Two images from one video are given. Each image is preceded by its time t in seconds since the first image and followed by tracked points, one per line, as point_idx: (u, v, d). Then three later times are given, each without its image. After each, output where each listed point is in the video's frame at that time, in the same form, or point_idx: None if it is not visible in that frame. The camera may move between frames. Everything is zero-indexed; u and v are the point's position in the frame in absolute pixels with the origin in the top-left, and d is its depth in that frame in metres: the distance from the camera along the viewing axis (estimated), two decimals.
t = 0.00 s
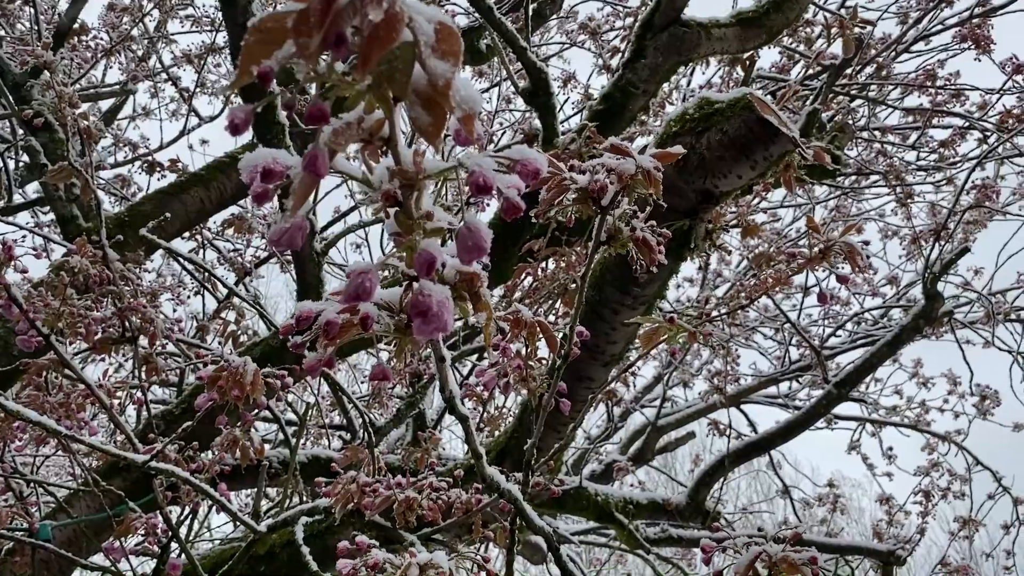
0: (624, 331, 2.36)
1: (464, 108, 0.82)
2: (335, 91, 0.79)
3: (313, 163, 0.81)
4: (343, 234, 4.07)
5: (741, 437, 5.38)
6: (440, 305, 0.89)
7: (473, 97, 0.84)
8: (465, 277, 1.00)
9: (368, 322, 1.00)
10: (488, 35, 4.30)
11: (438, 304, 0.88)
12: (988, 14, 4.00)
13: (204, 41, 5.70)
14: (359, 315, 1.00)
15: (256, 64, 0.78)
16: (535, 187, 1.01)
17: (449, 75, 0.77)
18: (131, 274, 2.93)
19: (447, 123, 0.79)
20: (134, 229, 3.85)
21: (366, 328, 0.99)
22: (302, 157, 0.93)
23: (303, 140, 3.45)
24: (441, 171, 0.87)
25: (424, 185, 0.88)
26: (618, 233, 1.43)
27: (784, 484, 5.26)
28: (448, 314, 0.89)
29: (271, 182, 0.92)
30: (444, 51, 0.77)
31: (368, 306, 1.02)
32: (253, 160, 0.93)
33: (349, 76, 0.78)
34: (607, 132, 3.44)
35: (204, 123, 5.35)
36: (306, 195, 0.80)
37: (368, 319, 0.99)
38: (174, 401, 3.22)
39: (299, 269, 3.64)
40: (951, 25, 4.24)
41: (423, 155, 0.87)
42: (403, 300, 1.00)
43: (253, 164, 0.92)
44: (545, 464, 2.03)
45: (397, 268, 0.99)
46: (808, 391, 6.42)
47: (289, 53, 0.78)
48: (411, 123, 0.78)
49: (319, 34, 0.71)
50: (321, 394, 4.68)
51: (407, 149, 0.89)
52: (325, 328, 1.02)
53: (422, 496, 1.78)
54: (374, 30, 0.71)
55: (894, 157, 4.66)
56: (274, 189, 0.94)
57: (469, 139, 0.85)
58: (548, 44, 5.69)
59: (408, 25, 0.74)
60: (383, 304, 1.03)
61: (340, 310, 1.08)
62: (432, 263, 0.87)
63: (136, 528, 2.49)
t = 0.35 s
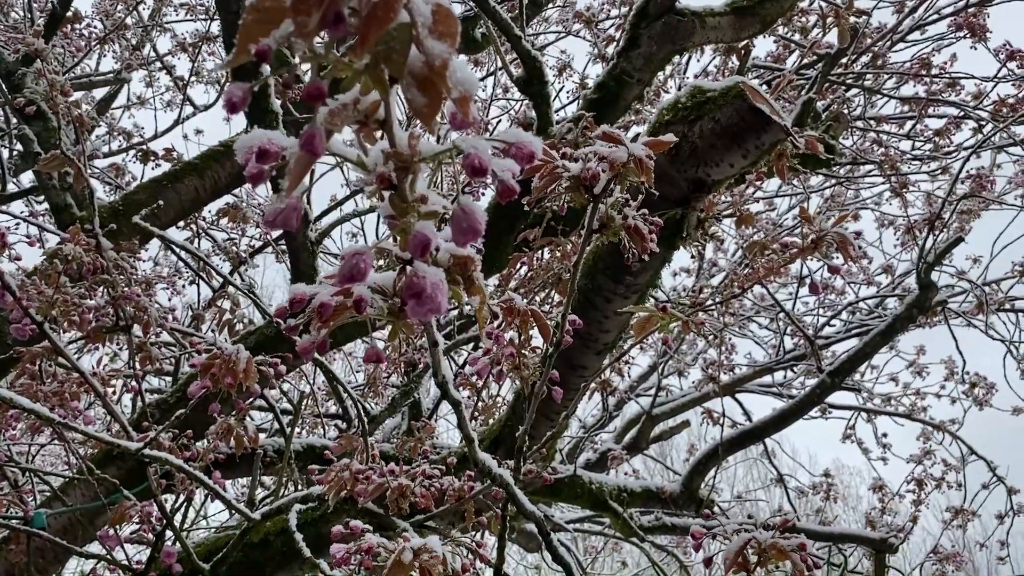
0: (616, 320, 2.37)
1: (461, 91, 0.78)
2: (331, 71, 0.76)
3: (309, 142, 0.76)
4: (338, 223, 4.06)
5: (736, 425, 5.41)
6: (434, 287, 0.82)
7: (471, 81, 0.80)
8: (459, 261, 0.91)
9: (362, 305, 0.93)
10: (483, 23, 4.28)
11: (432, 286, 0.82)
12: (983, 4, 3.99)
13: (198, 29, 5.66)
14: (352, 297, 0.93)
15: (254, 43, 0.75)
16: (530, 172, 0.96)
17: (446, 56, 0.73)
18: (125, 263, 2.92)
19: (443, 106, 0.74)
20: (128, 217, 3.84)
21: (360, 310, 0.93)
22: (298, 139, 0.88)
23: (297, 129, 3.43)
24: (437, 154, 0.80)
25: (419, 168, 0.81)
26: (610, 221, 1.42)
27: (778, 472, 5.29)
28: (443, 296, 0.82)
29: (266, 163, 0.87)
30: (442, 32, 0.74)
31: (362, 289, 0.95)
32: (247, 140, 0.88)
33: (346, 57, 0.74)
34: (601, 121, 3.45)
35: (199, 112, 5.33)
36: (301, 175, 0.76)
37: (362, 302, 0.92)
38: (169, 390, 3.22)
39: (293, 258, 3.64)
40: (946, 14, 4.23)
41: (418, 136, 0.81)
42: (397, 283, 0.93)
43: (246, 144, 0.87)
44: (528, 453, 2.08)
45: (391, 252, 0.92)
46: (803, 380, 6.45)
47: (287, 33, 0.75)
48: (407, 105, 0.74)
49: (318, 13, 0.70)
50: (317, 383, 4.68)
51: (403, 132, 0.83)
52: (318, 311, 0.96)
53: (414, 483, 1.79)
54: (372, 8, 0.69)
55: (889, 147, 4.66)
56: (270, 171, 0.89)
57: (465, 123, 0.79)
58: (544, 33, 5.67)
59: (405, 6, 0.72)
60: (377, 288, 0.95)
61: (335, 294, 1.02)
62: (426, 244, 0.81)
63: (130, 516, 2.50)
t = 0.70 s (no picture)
0: (609, 309, 2.37)
1: (445, 83, 0.78)
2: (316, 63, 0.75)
3: (293, 134, 0.76)
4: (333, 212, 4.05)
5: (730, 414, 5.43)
6: (420, 279, 0.82)
7: (455, 72, 0.79)
8: (446, 252, 0.91)
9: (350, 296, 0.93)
10: (478, 11, 4.25)
11: (419, 278, 0.82)
12: None
13: (192, 17, 5.62)
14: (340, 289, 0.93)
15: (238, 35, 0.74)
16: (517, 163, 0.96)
17: (429, 47, 0.73)
18: (118, 251, 2.91)
19: (428, 98, 0.74)
20: (121, 206, 3.83)
21: (348, 302, 0.93)
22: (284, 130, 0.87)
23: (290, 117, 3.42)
24: (424, 146, 0.80)
25: (406, 160, 0.80)
26: (601, 211, 1.42)
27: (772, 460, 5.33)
28: (429, 288, 0.82)
29: (252, 155, 0.87)
30: (426, 24, 0.73)
31: (350, 279, 0.95)
32: (233, 132, 0.87)
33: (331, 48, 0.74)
34: (596, 110, 3.45)
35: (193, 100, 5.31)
36: (287, 167, 0.76)
37: (351, 293, 0.92)
38: (163, 379, 3.22)
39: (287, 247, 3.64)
40: (942, 3, 4.22)
41: (405, 127, 0.80)
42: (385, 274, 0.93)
43: (232, 136, 0.87)
44: (519, 442, 2.11)
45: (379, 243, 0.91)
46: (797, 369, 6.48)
47: (271, 24, 0.74)
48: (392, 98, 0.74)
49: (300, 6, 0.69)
50: (312, 372, 4.69)
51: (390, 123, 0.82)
52: (306, 302, 0.96)
53: (407, 472, 1.80)
54: None
55: (884, 136, 4.66)
56: (257, 162, 0.89)
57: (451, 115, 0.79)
58: (539, 21, 5.64)
59: None
60: (365, 278, 0.95)
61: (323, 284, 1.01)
62: (412, 236, 0.82)
63: (125, 504, 2.50)
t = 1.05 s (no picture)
0: (602, 297, 2.38)
1: (427, 73, 0.77)
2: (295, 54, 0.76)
3: (274, 125, 0.76)
4: (328, 199, 4.04)
5: (726, 402, 5.46)
6: (405, 269, 0.82)
7: (437, 61, 0.79)
8: (433, 241, 0.91)
9: (337, 285, 0.93)
10: None
11: (403, 268, 0.82)
12: None
13: (186, 3, 5.59)
14: (327, 278, 0.93)
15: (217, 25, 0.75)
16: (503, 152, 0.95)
17: (409, 38, 0.72)
18: (112, 239, 2.91)
19: (411, 88, 0.73)
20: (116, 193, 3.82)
21: (336, 291, 0.94)
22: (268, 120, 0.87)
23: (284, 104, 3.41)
24: (408, 137, 0.80)
25: (390, 150, 0.81)
26: (592, 199, 1.43)
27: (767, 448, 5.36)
28: (414, 279, 0.82)
29: (236, 146, 0.87)
30: (406, 14, 0.73)
31: (337, 269, 0.94)
32: (217, 122, 0.88)
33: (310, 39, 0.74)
34: (591, 98, 3.44)
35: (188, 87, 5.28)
36: (270, 158, 0.76)
37: (338, 282, 0.93)
38: (159, 366, 3.23)
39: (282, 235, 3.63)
40: None
41: (389, 117, 0.80)
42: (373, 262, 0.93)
43: (216, 126, 0.87)
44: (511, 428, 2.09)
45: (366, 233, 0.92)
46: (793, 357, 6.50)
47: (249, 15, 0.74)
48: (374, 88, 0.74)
49: None
50: (308, 361, 4.70)
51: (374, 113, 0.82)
52: (293, 291, 0.95)
53: (400, 459, 1.82)
54: None
55: (880, 125, 4.66)
56: (241, 152, 0.89)
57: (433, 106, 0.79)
58: (536, 8, 5.61)
59: None
60: (352, 268, 0.95)
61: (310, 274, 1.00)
62: (396, 225, 0.82)
63: (121, 491, 2.51)
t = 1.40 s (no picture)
0: (596, 284, 2.37)
1: (417, 51, 0.77)
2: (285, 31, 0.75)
3: (263, 101, 0.76)
4: (323, 185, 4.03)
5: (721, 389, 5.48)
6: (394, 249, 0.80)
7: (428, 39, 0.79)
8: (424, 223, 0.89)
9: (328, 266, 0.89)
10: None
11: (393, 247, 0.80)
12: None
13: None
14: (317, 259, 0.89)
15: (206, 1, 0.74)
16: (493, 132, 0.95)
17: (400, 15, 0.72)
18: (107, 224, 2.90)
19: (401, 65, 0.73)
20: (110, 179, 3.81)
21: (326, 272, 0.90)
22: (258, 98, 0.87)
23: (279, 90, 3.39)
24: (398, 115, 0.80)
25: (381, 129, 0.80)
26: (585, 184, 1.42)
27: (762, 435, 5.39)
28: (404, 258, 0.80)
29: (226, 124, 0.86)
30: None
31: (327, 249, 0.90)
32: (207, 99, 0.87)
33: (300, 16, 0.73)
34: (587, 84, 3.43)
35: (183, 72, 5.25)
36: (260, 135, 0.76)
37: (328, 263, 0.88)
38: (154, 353, 3.22)
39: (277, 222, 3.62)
40: None
41: (380, 96, 0.80)
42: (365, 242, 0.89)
43: (206, 104, 0.86)
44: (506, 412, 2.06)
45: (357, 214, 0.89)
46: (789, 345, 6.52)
47: None
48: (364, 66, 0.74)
49: None
50: (304, 348, 4.70)
51: (364, 92, 0.81)
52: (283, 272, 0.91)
53: (394, 444, 1.82)
54: None
55: (877, 112, 4.65)
56: (231, 130, 0.88)
57: (423, 84, 0.78)
58: None
59: None
60: (343, 248, 0.91)
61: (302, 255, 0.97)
62: (386, 204, 0.80)
63: (116, 476, 2.52)
